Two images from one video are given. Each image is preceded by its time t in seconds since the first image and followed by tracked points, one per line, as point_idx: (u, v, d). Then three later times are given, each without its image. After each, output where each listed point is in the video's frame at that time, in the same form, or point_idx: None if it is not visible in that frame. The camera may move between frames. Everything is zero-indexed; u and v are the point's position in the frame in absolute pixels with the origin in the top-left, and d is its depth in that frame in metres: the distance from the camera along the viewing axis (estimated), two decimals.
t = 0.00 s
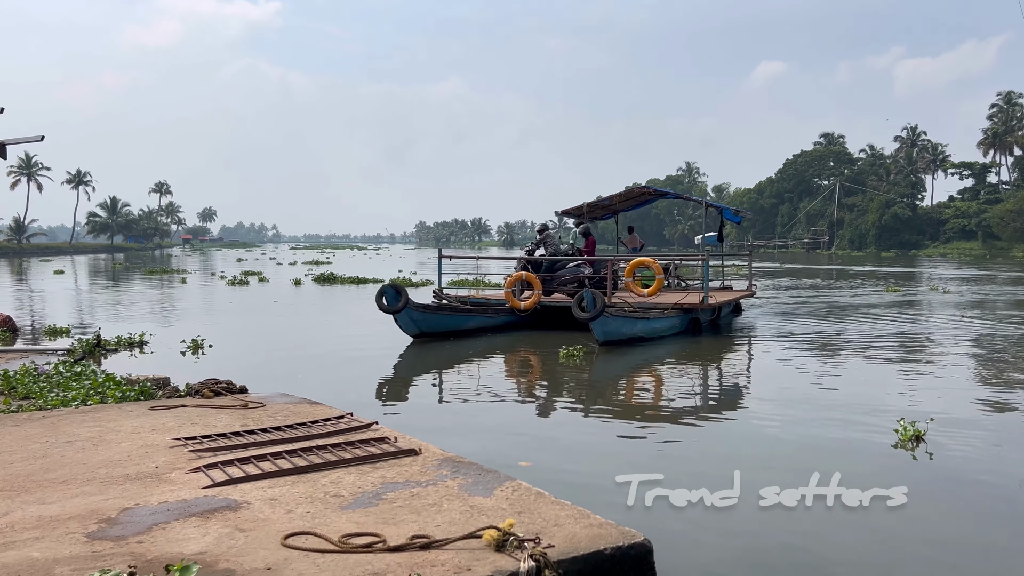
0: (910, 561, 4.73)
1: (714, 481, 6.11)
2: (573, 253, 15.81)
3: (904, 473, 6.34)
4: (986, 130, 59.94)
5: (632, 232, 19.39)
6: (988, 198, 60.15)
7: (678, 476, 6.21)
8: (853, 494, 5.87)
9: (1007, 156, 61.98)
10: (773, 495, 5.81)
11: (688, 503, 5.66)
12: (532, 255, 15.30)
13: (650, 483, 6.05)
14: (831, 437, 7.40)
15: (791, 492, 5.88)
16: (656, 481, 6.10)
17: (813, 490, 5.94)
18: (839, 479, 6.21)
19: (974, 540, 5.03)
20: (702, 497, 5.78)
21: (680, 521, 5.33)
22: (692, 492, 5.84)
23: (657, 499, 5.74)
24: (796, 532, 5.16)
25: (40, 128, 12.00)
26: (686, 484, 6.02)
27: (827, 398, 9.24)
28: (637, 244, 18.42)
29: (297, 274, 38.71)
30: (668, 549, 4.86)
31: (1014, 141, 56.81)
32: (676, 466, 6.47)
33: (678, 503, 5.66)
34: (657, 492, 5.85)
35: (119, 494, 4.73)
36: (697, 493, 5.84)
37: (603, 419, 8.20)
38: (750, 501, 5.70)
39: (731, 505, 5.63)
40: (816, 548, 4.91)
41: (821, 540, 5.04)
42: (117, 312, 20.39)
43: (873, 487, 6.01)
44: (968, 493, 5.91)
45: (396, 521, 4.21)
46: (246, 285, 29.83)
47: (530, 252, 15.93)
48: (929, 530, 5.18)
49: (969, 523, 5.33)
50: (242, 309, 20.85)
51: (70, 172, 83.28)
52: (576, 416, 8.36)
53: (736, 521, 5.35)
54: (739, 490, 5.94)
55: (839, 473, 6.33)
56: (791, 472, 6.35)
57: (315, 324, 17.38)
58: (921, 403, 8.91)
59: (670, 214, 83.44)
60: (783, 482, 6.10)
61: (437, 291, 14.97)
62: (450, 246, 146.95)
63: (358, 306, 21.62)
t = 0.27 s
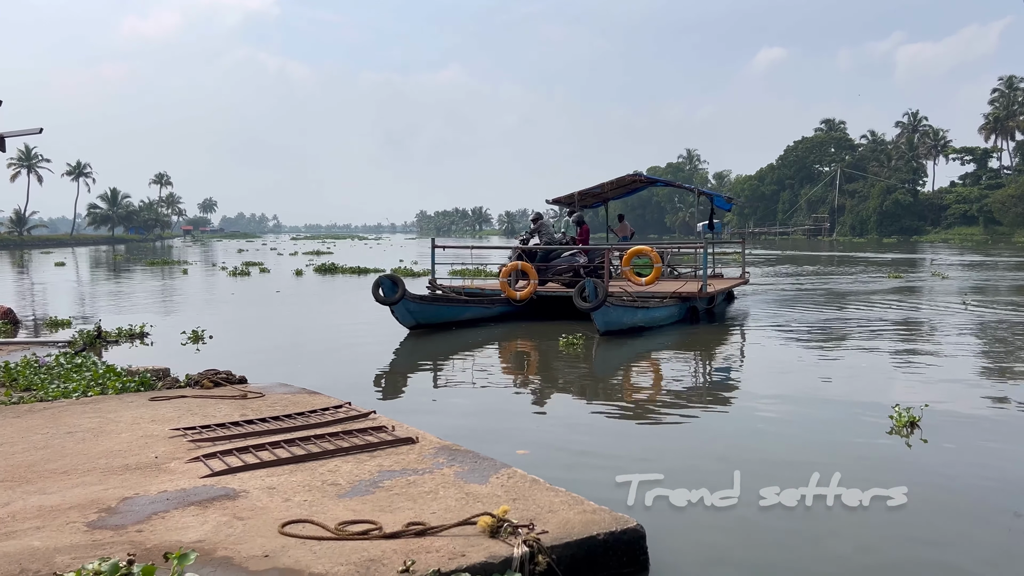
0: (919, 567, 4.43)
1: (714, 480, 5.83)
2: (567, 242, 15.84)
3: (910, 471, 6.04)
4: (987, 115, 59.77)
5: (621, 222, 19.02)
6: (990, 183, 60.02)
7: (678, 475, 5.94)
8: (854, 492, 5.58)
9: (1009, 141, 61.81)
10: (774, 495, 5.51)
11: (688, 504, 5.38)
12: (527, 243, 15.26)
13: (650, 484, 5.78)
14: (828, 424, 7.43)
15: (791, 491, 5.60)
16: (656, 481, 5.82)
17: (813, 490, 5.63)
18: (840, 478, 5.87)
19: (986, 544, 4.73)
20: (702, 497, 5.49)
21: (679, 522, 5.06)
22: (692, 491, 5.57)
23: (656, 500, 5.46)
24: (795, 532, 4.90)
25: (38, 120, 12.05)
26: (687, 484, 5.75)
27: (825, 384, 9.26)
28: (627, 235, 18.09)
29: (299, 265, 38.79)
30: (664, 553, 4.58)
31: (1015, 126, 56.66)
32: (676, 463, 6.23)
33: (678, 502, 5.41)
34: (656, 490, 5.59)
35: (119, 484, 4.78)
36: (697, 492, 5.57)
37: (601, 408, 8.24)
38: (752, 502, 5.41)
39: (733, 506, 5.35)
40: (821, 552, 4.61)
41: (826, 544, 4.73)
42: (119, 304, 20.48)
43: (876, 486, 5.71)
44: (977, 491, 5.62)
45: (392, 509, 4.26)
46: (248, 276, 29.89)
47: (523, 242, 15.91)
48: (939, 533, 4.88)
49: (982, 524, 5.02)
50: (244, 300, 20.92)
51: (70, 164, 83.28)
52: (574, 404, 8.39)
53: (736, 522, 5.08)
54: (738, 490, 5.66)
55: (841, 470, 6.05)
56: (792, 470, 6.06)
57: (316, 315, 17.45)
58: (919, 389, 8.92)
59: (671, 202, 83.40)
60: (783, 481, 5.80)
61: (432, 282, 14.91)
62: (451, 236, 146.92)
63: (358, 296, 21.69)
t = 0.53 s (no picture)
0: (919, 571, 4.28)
1: (713, 479, 5.67)
2: (566, 236, 15.82)
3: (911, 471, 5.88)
4: (993, 105, 59.54)
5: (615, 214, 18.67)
6: (996, 173, 59.82)
7: (677, 475, 5.77)
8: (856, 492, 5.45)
9: (1015, 131, 61.58)
10: (774, 495, 5.35)
11: (687, 504, 5.22)
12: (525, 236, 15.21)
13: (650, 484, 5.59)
14: (827, 415, 7.48)
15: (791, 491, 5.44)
16: (656, 482, 5.66)
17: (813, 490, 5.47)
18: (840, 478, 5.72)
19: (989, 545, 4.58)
20: (702, 497, 5.33)
21: (677, 523, 4.90)
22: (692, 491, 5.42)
23: (656, 500, 5.29)
24: (796, 532, 4.77)
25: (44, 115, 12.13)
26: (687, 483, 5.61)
27: (825, 377, 9.28)
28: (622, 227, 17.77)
29: (304, 259, 38.88)
30: (659, 553, 4.44)
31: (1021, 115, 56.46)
32: (675, 461, 6.10)
33: (677, 502, 5.25)
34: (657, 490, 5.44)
35: (124, 475, 4.85)
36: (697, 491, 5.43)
37: (601, 401, 8.30)
38: (752, 502, 5.24)
39: (733, 505, 5.19)
40: (821, 554, 4.46)
41: (827, 546, 4.58)
42: (125, 298, 20.60)
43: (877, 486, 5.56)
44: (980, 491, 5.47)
45: (393, 498, 4.32)
46: (253, 270, 30.02)
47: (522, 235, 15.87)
48: (941, 534, 4.73)
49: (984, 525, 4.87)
50: (249, 294, 21.02)
51: (76, 160, 83.49)
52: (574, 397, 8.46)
53: (735, 522, 4.93)
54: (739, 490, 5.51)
55: (841, 469, 5.91)
56: (791, 469, 5.92)
57: (320, 309, 17.53)
58: (919, 381, 8.94)
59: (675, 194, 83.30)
60: (782, 480, 5.65)
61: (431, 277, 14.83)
62: (456, 229, 147.03)
63: (363, 290, 21.77)
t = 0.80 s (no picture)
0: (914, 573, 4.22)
1: (715, 478, 5.67)
2: (566, 231, 15.86)
3: (914, 469, 5.81)
4: (999, 97, 59.33)
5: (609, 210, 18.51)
6: (1002, 165, 59.62)
7: (678, 473, 5.77)
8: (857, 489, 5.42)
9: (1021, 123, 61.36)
10: (774, 495, 5.34)
11: (687, 505, 5.23)
12: (525, 232, 15.31)
13: (651, 484, 5.59)
14: (828, 409, 7.51)
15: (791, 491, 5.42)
16: (657, 480, 5.66)
17: (814, 490, 5.44)
18: (841, 477, 5.67)
19: (986, 547, 4.51)
20: (702, 497, 5.34)
21: (676, 523, 4.92)
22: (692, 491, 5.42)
23: (655, 501, 5.31)
24: (794, 532, 4.75)
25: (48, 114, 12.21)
26: (688, 481, 5.62)
27: (827, 371, 9.31)
28: (616, 222, 17.57)
29: (309, 256, 38.91)
30: (653, 552, 4.42)
31: None
32: (677, 458, 6.11)
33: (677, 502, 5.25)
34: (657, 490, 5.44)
35: (130, 471, 4.91)
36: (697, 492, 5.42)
37: (604, 396, 8.34)
38: (752, 502, 5.24)
39: (732, 506, 5.19)
40: (814, 556, 4.42)
41: (822, 548, 4.54)
42: (131, 296, 20.68)
43: (878, 485, 5.49)
44: (981, 490, 5.39)
45: (395, 493, 4.37)
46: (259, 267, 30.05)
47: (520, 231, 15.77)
48: (938, 534, 4.69)
49: (982, 525, 4.80)
50: (253, 291, 21.08)
51: (81, 158, 83.62)
52: (577, 393, 8.50)
53: (734, 523, 4.92)
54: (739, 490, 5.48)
55: (841, 467, 5.87)
56: (792, 467, 5.89)
57: (325, 305, 17.58)
58: (921, 374, 8.97)
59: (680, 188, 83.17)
60: (783, 480, 5.62)
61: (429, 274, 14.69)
62: (461, 225, 146.94)
63: (367, 287, 21.82)
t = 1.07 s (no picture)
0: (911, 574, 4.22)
1: (715, 477, 5.68)
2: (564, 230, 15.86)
3: (915, 468, 5.79)
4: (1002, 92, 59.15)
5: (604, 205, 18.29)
6: (1006, 160, 59.46)
7: (680, 473, 5.78)
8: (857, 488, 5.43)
9: None
10: (774, 495, 5.35)
11: (687, 505, 5.25)
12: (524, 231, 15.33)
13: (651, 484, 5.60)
14: (830, 407, 7.53)
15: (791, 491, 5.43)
16: (658, 480, 5.68)
17: (814, 490, 5.44)
18: (842, 476, 5.66)
19: (985, 546, 4.50)
20: (703, 497, 5.36)
21: (675, 523, 4.93)
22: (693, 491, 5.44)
23: (656, 500, 5.33)
24: (794, 533, 4.76)
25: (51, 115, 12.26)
26: (688, 480, 5.64)
27: (829, 368, 9.31)
28: (612, 217, 17.35)
29: (312, 255, 38.92)
30: (649, 552, 4.42)
31: None
32: (678, 457, 6.12)
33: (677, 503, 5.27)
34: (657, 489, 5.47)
35: (135, 470, 4.93)
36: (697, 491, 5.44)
37: (606, 394, 8.36)
38: (752, 502, 5.25)
39: (733, 506, 5.21)
40: (810, 557, 4.43)
41: (819, 549, 4.54)
42: (135, 296, 20.72)
43: (879, 485, 5.48)
44: (983, 489, 5.37)
45: (398, 490, 4.39)
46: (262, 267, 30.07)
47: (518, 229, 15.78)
48: (936, 534, 4.69)
49: (981, 524, 4.79)
50: (256, 291, 21.10)
51: (84, 158, 83.68)
52: (579, 391, 8.51)
53: (734, 523, 4.93)
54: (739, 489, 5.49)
55: (841, 466, 5.86)
56: (793, 466, 5.89)
57: (328, 304, 17.61)
58: (924, 371, 8.97)
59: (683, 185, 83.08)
60: (783, 479, 5.63)
61: (427, 273, 14.61)
62: (464, 223, 146.88)
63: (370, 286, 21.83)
